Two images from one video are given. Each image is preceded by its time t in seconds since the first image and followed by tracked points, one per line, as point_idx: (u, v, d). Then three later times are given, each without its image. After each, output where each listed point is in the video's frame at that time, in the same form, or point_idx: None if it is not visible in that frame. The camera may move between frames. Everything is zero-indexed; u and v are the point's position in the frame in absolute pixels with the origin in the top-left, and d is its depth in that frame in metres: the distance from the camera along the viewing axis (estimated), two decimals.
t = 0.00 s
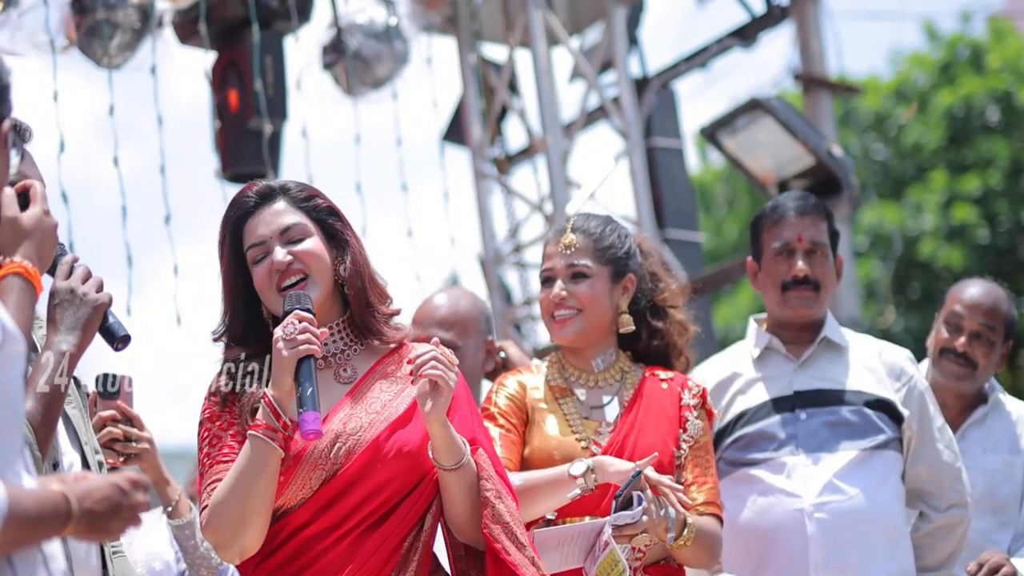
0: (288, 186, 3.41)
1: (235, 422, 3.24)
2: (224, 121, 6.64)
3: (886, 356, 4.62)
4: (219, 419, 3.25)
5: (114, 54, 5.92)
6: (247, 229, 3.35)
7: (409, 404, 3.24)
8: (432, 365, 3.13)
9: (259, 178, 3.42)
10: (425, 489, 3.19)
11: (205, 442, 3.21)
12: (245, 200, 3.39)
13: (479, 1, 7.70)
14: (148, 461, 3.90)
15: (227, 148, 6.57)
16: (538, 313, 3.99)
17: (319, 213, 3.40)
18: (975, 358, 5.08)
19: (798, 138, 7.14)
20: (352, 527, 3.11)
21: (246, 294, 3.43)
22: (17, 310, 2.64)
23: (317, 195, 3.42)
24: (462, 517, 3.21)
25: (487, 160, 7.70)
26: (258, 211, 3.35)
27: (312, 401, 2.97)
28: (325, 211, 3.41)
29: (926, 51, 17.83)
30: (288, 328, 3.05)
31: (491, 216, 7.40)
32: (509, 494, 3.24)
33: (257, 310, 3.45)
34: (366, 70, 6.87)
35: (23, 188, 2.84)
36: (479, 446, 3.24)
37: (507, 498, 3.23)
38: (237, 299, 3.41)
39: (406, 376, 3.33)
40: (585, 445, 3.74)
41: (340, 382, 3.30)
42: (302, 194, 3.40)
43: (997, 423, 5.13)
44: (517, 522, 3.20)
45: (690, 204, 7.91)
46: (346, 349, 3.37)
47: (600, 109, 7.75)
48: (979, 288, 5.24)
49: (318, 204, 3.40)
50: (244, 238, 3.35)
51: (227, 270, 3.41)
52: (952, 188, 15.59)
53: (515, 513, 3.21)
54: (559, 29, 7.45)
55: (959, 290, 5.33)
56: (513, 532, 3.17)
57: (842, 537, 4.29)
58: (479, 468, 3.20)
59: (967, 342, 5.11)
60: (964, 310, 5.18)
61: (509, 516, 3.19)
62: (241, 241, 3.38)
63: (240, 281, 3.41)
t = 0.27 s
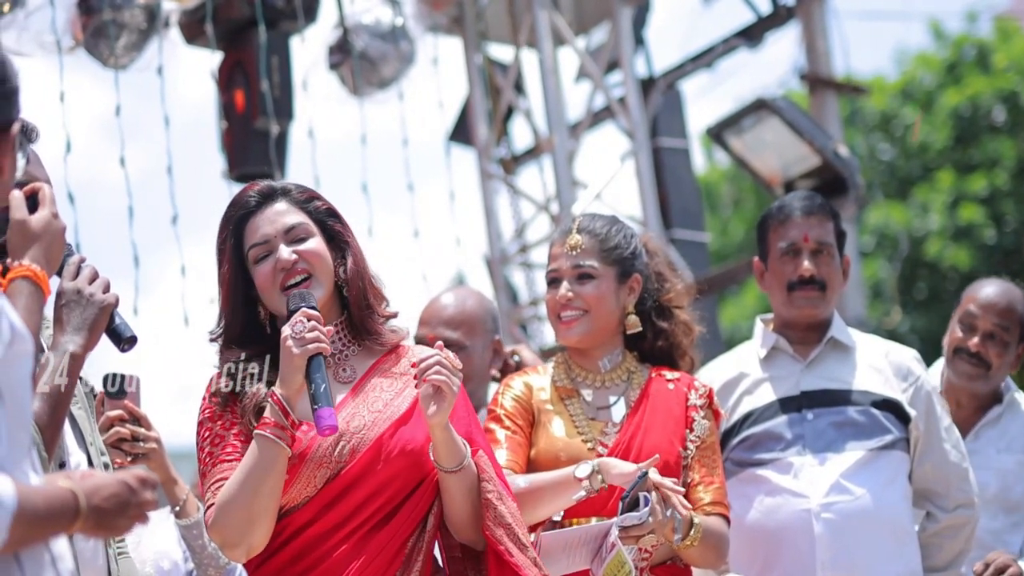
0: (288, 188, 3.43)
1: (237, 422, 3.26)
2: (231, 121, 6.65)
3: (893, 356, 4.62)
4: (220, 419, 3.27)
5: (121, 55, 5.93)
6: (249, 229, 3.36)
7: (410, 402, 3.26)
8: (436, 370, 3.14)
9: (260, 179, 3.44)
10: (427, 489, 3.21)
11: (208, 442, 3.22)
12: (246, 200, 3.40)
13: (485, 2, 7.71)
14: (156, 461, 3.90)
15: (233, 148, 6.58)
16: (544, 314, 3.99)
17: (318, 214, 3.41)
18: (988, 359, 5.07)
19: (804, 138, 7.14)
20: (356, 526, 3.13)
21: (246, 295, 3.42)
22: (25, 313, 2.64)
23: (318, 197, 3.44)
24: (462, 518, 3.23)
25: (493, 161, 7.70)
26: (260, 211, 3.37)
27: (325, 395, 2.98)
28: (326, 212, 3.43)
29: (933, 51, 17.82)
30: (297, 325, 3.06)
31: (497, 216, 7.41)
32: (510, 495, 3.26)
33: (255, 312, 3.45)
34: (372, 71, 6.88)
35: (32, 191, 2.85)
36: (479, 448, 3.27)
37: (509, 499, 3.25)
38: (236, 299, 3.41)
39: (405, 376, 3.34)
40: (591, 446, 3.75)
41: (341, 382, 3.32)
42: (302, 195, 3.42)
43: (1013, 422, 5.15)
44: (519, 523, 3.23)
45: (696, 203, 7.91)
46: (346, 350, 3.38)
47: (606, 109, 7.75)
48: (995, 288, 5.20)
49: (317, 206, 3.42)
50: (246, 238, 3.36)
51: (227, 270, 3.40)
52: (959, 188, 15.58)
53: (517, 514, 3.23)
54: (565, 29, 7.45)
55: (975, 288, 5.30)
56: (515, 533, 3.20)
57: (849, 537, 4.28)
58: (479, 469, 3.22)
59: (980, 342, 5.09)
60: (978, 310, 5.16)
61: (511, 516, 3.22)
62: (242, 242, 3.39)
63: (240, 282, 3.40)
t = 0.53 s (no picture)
0: (285, 190, 3.46)
1: (237, 421, 3.25)
2: (236, 122, 6.65)
3: (899, 356, 4.62)
4: (219, 418, 3.26)
5: (126, 55, 5.94)
6: (248, 230, 3.39)
7: (408, 402, 3.28)
8: (434, 374, 3.16)
9: (256, 182, 3.47)
10: (424, 490, 3.24)
11: (207, 440, 3.21)
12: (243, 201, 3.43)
13: (490, 2, 7.71)
14: (162, 459, 3.92)
15: (239, 149, 6.59)
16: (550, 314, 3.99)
17: (315, 217, 3.45)
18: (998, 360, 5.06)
19: (809, 139, 7.13)
20: (357, 525, 3.13)
21: (242, 296, 3.44)
22: (34, 317, 2.66)
23: (313, 201, 3.48)
24: (458, 520, 3.26)
25: (498, 161, 7.71)
26: (259, 212, 3.40)
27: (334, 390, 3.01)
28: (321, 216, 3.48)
29: (937, 51, 17.81)
30: (303, 322, 3.09)
31: (502, 216, 7.41)
32: (504, 497, 3.30)
33: (250, 313, 3.47)
34: (377, 71, 6.89)
35: (39, 194, 2.86)
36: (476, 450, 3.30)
37: (503, 502, 3.28)
38: (233, 299, 3.42)
39: (401, 375, 3.37)
40: (597, 446, 3.75)
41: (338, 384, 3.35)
42: (299, 197, 3.45)
43: None
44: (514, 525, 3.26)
45: (701, 203, 7.91)
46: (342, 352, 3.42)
47: (611, 110, 7.75)
48: (1008, 288, 5.16)
49: (314, 209, 3.46)
50: (245, 239, 3.38)
51: (223, 271, 3.42)
52: (964, 188, 15.60)
53: (511, 516, 3.26)
54: (570, 29, 7.45)
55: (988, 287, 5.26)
56: (509, 536, 3.23)
57: (855, 537, 4.28)
58: (474, 471, 3.25)
59: (990, 344, 5.07)
60: (989, 311, 5.13)
61: (505, 520, 3.24)
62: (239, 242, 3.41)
63: (237, 282, 3.42)
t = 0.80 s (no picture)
0: (282, 195, 3.50)
1: (236, 423, 3.26)
2: (241, 124, 6.67)
3: (905, 359, 4.62)
4: (218, 420, 3.26)
5: (131, 58, 5.96)
6: (246, 233, 3.41)
7: (404, 405, 3.32)
8: (430, 379, 3.18)
9: (254, 186, 3.49)
10: (417, 497, 3.26)
11: (206, 441, 3.21)
12: (241, 205, 3.45)
13: (495, 4, 7.72)
14: (167, 459, 3.95)
15: (244, 151, 6.60)
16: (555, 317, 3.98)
17: (311, 223, 3.52)
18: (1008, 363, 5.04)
19: (814, 140, 7.12)
20: (357, 526, 3.15)
21: (237, 299, 3.46)
22: (42, 322, 2.65)
23: (309, 207, 3.52)
24: (452, 522, 3.31)
25: (503, 163, 7.72)
26: (257, 216, 3.42)
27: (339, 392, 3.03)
28: (316, 223, 3.52)
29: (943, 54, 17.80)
30: (309, 323, 3.10)
31: (506, 219, 7.42)
32: (497, 501, 3.35)
33: (245, 317, 3.49)
34: (382, 73, 6.90)
35: (48, 199, 2.89)
36: (471, 454, 3.35)
37: (496, 506, 3.33)
38: (229, 302, 3.45)
39: (396, 378, 3.41)
40: (602, 448, 3.74)
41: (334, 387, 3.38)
42: (296, 203, 3.50)
43: None
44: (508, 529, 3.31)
45: (705, 205, 7.90)
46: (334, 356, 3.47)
47: (616, 112, 7.76)
48: (1017, 291, 5.13)
49: (310, 215, 3.51)
50: (243, 242, 3.40)
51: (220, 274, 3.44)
52: (970, 189, 15.46)
53: (504, 520, 3.32)
54: (575, 31, 7.46)
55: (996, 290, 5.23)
56: (503, 541, 3.28)
57: (861, 539, 4.28)
58: (469, 475, 3.30)
59: (1000, 347, 5.06)
60: (999, 314, 5.11)
61: (498, 524, 3.29)
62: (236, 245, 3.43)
63: (232, 284, 3.44)
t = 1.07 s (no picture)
0: (282, 198, 3.51)
1: (234, 426, 3.26)
2: (244, 124, 6.66)
3: (908, 359, 4.62)
4: (215, 422, 3.26)
5: (134, 58, 5.96)
6: (245, 235, 3.42)
7: (400, 409, 3.34)
8: (425, 383, 3.19)
9: (254, 188, 3.51)
10: (411, 503, 3.27)
11: (204, 443, 3.21)
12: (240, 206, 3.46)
13: (498, 5, 7.72)
14: (170, 460, 3.93)
15: (247, 152, 6.60)
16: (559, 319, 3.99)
17: (309, 227, 3.53)
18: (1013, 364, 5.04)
19: (817, 141, 7.12)
20: (355, 529, 3.16)
21: (233, 300, 3.47)
22: (48, 324, 2.63)
23: (308, 211, 3.54)
24: (447, 528, 3.31)
25: (506, 163, 7.71)
26: (256, 218, 3.43)
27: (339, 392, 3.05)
28: (315, 227, 3.54)
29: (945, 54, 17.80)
30: (308, 325, 3.13)
31: (509, 219, 7.42)
32: (491, 505, 3.37)
33: (240, 319, 3.50)
34: (385, 73, 6.90)
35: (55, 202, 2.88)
36: (465, 459, 3.37)
37: (490, 510, 3.35)
38: (224, 302, 3.45)
39: (391, 382, 3.42)
40: (605, 450, 3.74)
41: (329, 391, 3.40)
42: (296, 206, 3.51)
43: None
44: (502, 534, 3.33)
45: (708, 206, 7.90)
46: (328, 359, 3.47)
47: (618, 112, 7.76)
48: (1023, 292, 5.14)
49: (308, 219, 3.52)
50: (241, 244, 3.41)
51: (218, 274, 3.45)
52: (972, 190, 15.52)
53: (499, 525, 3.34)
54: (578, 32, 7.46)
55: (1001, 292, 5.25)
56: (497, 545, 3.30)
57: (864, 540, 4.28)
58: (463, 479, 3.31)
59: (1005, 349, 5.06)
60: (1004, 316, 5.11)
61: (493, 528, 3.31)
62: (234, 247, 3.44)
63: (230, 286, 3.45)
